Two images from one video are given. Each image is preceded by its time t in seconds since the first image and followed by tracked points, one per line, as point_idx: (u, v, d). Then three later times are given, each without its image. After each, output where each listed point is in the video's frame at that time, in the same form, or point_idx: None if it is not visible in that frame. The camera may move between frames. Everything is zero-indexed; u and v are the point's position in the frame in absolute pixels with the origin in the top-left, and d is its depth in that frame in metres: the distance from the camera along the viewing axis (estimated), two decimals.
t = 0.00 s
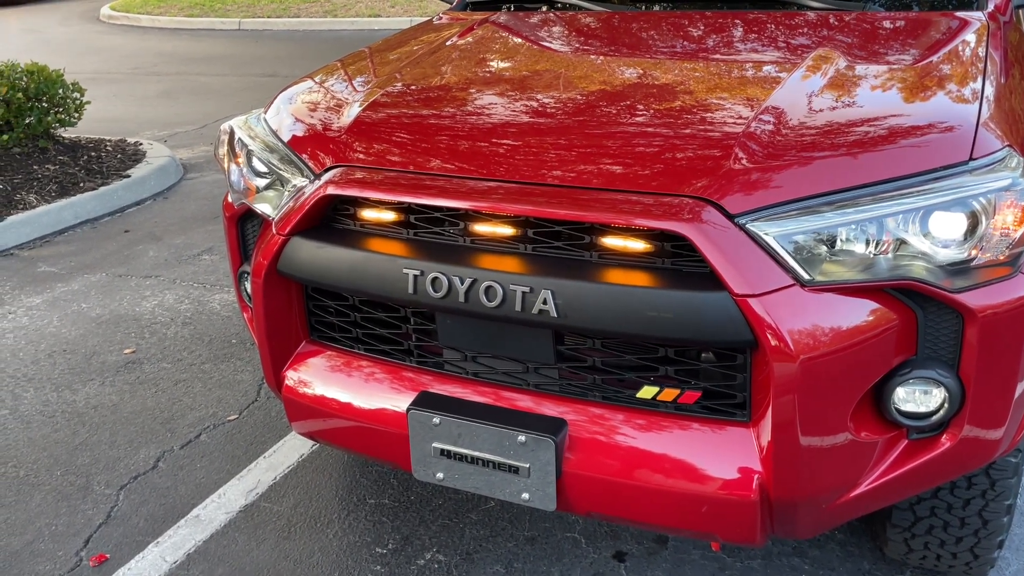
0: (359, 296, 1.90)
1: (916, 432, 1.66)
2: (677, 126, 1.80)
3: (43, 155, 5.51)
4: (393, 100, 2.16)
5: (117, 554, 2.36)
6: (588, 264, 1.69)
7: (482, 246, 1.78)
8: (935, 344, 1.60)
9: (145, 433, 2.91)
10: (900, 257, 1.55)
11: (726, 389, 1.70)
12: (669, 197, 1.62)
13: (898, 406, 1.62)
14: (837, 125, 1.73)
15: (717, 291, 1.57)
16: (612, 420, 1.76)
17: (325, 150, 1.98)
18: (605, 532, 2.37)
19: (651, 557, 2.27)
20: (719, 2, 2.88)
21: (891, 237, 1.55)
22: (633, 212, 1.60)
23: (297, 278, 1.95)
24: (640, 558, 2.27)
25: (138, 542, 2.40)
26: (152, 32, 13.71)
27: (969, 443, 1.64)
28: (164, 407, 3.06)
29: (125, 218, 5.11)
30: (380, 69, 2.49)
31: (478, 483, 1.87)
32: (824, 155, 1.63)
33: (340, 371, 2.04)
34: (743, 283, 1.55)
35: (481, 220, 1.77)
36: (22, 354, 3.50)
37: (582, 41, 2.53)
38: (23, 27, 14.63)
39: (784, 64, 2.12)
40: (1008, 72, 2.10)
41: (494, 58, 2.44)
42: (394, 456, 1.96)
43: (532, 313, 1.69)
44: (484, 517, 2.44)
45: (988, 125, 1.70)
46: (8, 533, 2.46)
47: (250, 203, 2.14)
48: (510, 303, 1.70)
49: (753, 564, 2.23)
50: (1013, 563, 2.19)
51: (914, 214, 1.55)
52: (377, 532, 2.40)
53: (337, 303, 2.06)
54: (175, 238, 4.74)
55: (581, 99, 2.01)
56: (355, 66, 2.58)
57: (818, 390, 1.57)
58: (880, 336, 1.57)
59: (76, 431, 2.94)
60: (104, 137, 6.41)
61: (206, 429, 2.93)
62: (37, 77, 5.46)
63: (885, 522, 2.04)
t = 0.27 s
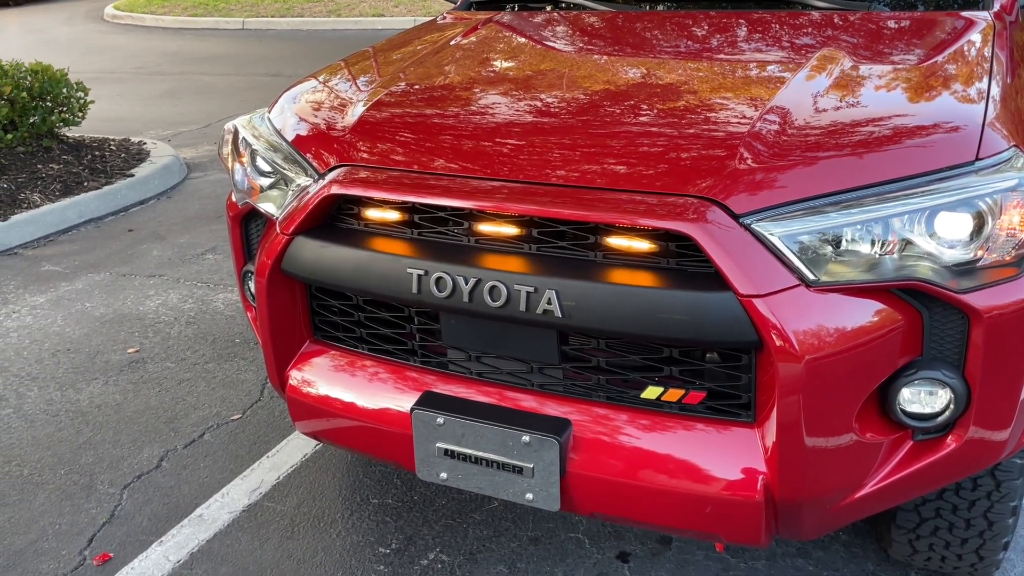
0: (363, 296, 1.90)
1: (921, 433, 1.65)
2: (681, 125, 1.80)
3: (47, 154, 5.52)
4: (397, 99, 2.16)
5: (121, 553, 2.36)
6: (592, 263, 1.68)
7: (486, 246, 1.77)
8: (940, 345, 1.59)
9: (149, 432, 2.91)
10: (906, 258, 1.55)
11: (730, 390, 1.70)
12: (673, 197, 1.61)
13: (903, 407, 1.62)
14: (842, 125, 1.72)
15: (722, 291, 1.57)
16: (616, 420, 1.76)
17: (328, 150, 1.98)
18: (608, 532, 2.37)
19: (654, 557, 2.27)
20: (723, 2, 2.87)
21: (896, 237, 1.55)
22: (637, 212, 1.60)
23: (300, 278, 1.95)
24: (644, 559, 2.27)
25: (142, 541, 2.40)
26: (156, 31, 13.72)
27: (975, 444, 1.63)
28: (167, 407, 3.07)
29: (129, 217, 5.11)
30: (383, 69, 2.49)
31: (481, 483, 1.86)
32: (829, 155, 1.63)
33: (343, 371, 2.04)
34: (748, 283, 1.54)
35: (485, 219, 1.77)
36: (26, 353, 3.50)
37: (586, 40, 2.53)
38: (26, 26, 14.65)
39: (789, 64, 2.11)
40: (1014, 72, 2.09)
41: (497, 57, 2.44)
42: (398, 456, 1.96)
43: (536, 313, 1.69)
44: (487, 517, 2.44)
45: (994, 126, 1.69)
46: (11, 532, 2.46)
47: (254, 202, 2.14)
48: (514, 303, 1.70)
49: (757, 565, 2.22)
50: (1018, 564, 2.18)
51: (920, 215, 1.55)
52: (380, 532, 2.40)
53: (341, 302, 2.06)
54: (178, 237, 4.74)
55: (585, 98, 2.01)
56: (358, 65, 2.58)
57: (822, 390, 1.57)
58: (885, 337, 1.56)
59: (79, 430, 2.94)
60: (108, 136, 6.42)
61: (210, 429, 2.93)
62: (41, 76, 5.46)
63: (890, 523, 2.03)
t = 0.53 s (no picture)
0: (367, 295, 1.90)
1: (926, 434, 1.65)
2: (685, 125, 1.80)
3: (52, 153, 5.53)
4: (401, 99, 2.16)
5: (125, 551, 2.37)
6: (596, 263, 1.68)
7: (491, 245, 1.77)
8: (945, 346, 1.59)
9: (153, 431, 2.92)
10: (911, 258, 1.55)
11: (735, 390, 1.70)
12: (677, 197, 1.61)
13: (907, 408, 1.62)
14: (847, 125, 1.72)
15: (727, 291, 1.56)
16: (620, 420, 1.76)
17: (333, 149, 1.99)
18: (612, 532, 2.36)
19: (657, 557, 2.27)
20: (728, 2, 2.87)
21: (901, 237, 1.55)
22: (642, 212, 1.60)
23: (305, 277, 1.95)
24: (647, 559, 2.27)
25: (146, 540, 2.41)
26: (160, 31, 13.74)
27: (980, 445, 1.63)
28: (171, 405, 3.07)
29: (133, 216, 5.12)
30: (387, 68, 2.49)
31: (485, 483, 1.86)
32: (834, 155, 1.63)
33: (347, 370, 2.04)
34: (753, 283, 1.54)
35: (490, 219, 1.77)
36: (31, 351, 3.51)
37: (591, 40, 2.53)
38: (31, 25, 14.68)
39: (793, 64, 2.11)
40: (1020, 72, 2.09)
41: (501, 57, 2.44)
42: (402, 456, 1.96)
43: (540, 313, 1.69)
44: (491, 517, 2.44)
45: (1000, 126, 1.69)
46: (16, 530, 2.47)
47: (258, 201, 2.14)
48: (518, 303, 1.70)
49: (760, 565, 2.22)
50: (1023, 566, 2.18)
51: (925, 215, 1.55)
52: (383, 531, 2.40)
53: (345, 302, 2.06)
54: (183, 236, 4.75)
55: (589, 98, 2.01)
56: (363, 65, 2.58)
57: (827, 391, 1.57)
58: (890, 337, 1.56)
59: (84, 429, 2.95)
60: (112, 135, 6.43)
61: (214, 427, 2.93)
62: (46, 75, 5.47)
63: (894, 524, 2.03)
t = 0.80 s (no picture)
0: (372, 295, 1.90)
1: (930, 436, 1.64)
2: (690, 126, 1.80)
3: (57, 152, 5.54)
4: (406, 99, 2.17)
5: (129, 550, 2.37)
6: (601, 264, 1.69)
7: (495, 246, 1.78)
8: (950, 348, 1.59)
9: (158, 430, 2.93)
10: (915, 261, 1.54)
11: (740, 391, 1.70)
12: (681, 198, 1.61)
13: (912, 410, 1.62)
14: (851, 127, 1.72)
15: (731, 293, 1.56)
16: (622, 421, 1.76)
17: (338, 149, 1.99)
18: (616, 533, 2.37)
19: (661, 558, 2.27)
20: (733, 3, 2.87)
21: (906, 240, 1.54)
22: (645, 213, 1.60)
23: (310, 277, 1.95)
24: (651, 560, 2.27)
25: (150, 539, 2.41)
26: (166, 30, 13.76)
27: (985, 448, 1.63)
28: (176, 404, 3.08)
29: (138, 215, 5.13)
30: (392, 69, 2.50)
31: (488, 483, 1.87)
32: (838, 157, 1.63)
33: (351, 370, 2.05)
34: (758, 285, 1.54)
35: (494, 219, 1.77)
36: (36, 350, 3.52)
37: (595, 41, 2.53)
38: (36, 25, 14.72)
39: (798, 65, 2.11)
40: None
41: (505, 58, 2.44)
42: (406, 456, 1.96)
43: (545, 313, 1.69)
44: (494, 517, 2.44)
45: (1006, 128, 1.69)
46: (21, 528, 2.47)
47: (263, 201, 2.14)
48: (523, 304, 1.70)
49: (764, 566, 2.22)
50: None
51: (930, 217, 1.54)
52: (387, 531, 2.41)
53: (350, 302, 2.06)
54: (188, 236, 4.76)
55: (593, 99, 2.01)
56: (368, 66, 2.58)
57: (831, 393, 1.56)
58: (895, 339, 1.56)
59: (89, 427, 2.96)
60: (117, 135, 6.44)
61: (219, 427, 2.94)
62: (52, 74, 5.48)
63: (898, 526, 2.03)
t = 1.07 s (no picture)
0: (387, 292, 1.91)
1: (947, 435, 1.64)
2: (697, 124, 1.80)
3: (66, 150, 5.56)
4: (413, 97, 2.17)
5: (142, 546, 2.38)
6: (617, 262, 1.69)
7: (511, 244, 1.78)
8: (967, 346, 1.58)
9: (169, 427, 2.94)
10: (934, 258, 1.54)
11: (756, 389, 1.70)
12: (691, 196, 1.62)
13: (929, 408, 1.61)
14: (860, 126, 1.72)
15: (749, 290, 1.57)
16: (632, 417, 1.76)
17: (352, 147, 1.99)
18: (626, 531, 2.37)
19: (672, 556, 2.27)
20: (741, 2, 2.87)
21: (924, 237, 1.55)
22: (657, 210, 1.60)
23: (325, 274, 1.96)
24: (662, 557, 2.27)
25: (163, 534, 2.42)
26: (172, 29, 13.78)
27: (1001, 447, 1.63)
28: (186, 402, 3.09)
29: (147, 213, 5.15)
30: (400, 68, 2.50)
31: (502, 480, 1.87)
32: (850, 155, 1.63)
33: (363, 366, 2.05)
34: (775, 282, 1.54)
35: (510, 217, 1.77)
36: (47, 347, 3.53)
37: (604, 39, 2.53)
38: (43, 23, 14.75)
39: (803, 64, 2.10)
40: None
41: (509, 57, 2.44)
42: (420, 453, 1.97)
43: (561, 311, 1.69)
44: (505, 514, 2.44)
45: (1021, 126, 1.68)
46: (34, 524, 2.48)
47: (278, 198, 2.14)
48: (539, 301, 1.70)
49: (776, 565, 2.22)
50: None
51: (948, 215, 1.55)
52: (398, 528, 2.41)
53: (364, 299, 2.06)
54: (196, 234, 4.77)
55: (599, 97, 2.01)
56: (374, 65, 2.59)
57: (848, 391, 1.56)
58: (912, 338, 1.56)
59: (100, 424, 2.96)
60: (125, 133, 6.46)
61: (229, 424, 2.95)
62: (60, 73, 5.49)
63: (912, 524, 2.03)
